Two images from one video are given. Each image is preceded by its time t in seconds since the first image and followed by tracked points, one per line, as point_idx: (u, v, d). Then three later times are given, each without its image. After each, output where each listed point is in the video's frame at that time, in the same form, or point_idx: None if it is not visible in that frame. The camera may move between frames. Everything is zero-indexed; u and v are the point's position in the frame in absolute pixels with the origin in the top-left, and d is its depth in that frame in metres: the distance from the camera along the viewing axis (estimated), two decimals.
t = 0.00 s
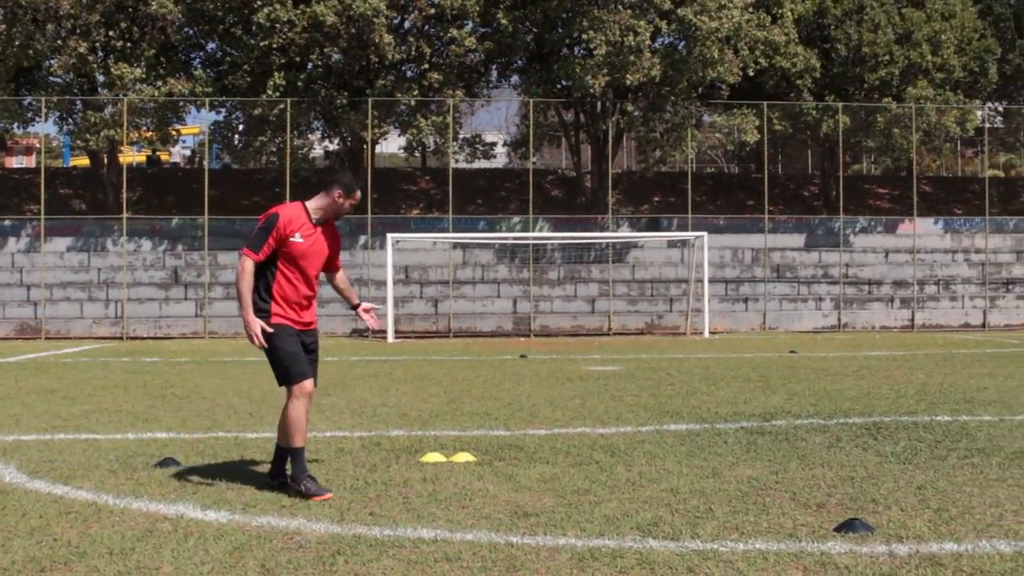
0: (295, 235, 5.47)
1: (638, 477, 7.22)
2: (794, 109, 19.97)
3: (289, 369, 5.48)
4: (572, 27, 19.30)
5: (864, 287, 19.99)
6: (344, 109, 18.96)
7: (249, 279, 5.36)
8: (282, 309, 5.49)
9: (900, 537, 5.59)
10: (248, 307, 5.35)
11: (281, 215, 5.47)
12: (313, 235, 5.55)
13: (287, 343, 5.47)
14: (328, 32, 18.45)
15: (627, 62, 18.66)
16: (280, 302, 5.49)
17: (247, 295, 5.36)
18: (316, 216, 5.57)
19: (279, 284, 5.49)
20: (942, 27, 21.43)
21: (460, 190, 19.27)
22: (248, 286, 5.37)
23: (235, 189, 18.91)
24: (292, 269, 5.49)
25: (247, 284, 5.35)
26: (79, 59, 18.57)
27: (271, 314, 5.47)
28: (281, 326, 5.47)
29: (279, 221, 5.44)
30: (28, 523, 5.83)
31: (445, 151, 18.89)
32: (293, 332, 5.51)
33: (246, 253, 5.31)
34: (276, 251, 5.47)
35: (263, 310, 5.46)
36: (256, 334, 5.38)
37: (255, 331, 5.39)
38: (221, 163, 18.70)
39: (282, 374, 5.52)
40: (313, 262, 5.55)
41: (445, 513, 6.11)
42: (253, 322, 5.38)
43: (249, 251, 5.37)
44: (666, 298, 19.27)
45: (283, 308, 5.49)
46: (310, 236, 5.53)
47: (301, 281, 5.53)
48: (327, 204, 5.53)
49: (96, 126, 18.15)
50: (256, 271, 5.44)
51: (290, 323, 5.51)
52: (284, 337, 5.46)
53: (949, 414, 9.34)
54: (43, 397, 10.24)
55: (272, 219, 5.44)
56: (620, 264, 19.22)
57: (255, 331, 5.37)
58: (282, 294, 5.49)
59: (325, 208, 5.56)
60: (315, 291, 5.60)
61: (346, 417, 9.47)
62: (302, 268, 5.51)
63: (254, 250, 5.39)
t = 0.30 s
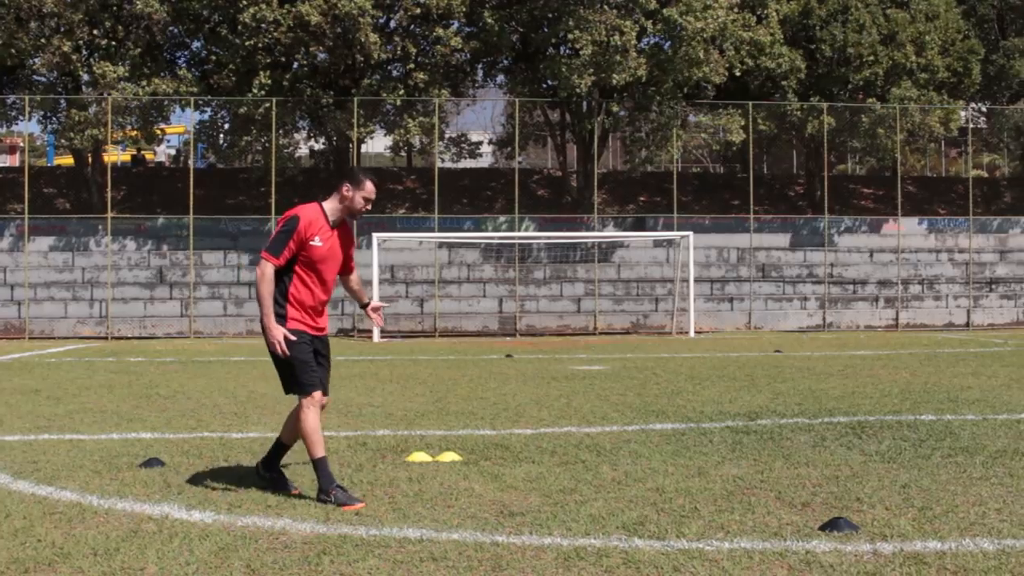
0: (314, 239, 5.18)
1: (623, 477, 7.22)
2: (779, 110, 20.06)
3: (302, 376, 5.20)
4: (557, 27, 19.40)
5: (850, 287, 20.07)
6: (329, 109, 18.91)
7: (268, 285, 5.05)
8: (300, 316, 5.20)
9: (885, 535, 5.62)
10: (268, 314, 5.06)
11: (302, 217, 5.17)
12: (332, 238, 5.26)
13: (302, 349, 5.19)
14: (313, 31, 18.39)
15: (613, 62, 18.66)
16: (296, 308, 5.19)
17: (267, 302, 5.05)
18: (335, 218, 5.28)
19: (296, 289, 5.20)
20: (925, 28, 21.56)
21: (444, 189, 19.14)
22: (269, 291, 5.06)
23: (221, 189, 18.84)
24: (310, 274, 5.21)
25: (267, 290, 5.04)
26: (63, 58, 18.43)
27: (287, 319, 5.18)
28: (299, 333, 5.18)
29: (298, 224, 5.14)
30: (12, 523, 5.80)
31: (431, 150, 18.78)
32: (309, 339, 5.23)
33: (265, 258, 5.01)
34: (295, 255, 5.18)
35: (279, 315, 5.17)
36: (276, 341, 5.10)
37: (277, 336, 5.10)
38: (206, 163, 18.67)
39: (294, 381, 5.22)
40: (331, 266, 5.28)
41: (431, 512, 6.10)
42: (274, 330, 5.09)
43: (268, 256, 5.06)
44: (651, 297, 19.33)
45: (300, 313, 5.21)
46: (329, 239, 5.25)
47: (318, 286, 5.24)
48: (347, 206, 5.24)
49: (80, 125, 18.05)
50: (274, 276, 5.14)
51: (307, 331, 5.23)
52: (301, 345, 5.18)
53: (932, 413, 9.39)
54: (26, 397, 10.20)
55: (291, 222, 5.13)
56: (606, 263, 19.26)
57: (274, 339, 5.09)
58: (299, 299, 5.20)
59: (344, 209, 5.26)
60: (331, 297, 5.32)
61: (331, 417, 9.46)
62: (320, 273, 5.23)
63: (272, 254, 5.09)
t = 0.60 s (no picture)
0: (323, 235, 5.26)
1: (609, 476, 7.22)
2: (764, 110, 20.13)
3: (308, 377, 5.28)
4: (544, 28, 19.23)
5: (835, 286, 20.32)
6: (316, 108, 18.84)
7: (286, 284, 5.12)
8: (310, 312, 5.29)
9: (870, 534, 5.64)
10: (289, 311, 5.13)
11: (309, 213, 5.25)
12: (339, 234, 5.35)
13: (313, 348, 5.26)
14: (300, 31, 18.31)
15: (599, 61, 18.72)
16: (308, 305, 5.30)
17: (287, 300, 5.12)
18: (341, 213, 5.35)
19: (306, 286, 5.29)
20: (910, 29, 21.62)
21: (431, 190, 19.13)
22: (287, 289, 5.13)
23: (206, 188, 18.76)
24: (321, 270, 5.30)
25: (285, 288, 5.11)
26: (48, 57, 18.39)
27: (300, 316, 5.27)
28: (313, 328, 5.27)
29: (306, 221, 5.22)
30: None
31: (417, 151, 18.86)
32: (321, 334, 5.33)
33: (279, 256, 5.08)
34: (305, 252, 5.26)
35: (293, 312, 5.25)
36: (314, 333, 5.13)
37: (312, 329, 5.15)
38: (192, 163, 18.67)
39: (297, 382, 5.32)
40: (340, 260, 5.37)
41: (417, 512, 6.09)
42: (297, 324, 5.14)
43: (280, 255, 5.13)
44: (637, 297, 19.45)
45: (312, 310, 5.32)
46: (336, 234, 5.34)
47: (328, 281, 5.34)
48: (350, 200, 5.31)
49: (65, 124, 18.03)
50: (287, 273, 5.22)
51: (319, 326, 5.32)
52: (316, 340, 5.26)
53: (918, 412, 9.42)
54: (9, 398, 10.15)
55: (299, 219, 5.21)
56: (592, 263, 19.28)
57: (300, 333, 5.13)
58: (310, 296, 5.30)
59: (348, 203, 5.32)
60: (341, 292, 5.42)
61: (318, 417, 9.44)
62: (330, 267, 5.32)
63: (285, 252, 5.16)
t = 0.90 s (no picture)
0: (328, 227, 5.08)
1: (596, 476, 7.23)
2: (751, 110, 20.18)
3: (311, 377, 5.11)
4: (531, 28, 19.15)
5: (822, 286, 20.42)
6: (302, 108, 18.79)
7: (291, 278, 4.96)
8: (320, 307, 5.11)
9: (856, 533, 5.65)
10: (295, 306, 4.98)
11: (312, 206, 5.08)
12: (347, 226, 5.17)
13: (318, 347, 5.08)
14: (286, 30, 18.24)
15: (587, 61, 18.72)
16: (317, 300, 5.12)
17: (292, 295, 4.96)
18: (347, 205, 5.17)
19: (315, 280, 5.11)
20: (896, 29, 21.69)
21: (418, 188, 19.09)
22: (292, 284, 4.97)
23: (192, 188, 18.69)
24: (329, 264, 5.12)
25: (291, 283, 4.96)
26: (32, 56, 18.39)
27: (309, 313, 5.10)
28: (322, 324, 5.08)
29: (310, 214, 5.06)
30: None
31: (404, 151, 18.85)
32: (333, 331, 5.14)
33: (285, 250, 4.93)
34: (312, 245, 5.09)
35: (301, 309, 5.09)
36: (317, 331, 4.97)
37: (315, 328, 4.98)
38: (179, 162, 18.64)
39: (299, 383, 5.15)
40: (349, 253, 5.18)
41: (403, 511, 6.09)
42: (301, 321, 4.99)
43: (285, 249, 4.98)
44: (625, 296, 19.50)
45: (322, 306, 5.13)
46: (343, 226, 5.14)
47: (339, 275, 5.15)
48: (354, 190, 5.11)
49: (50, 123, 17.92)
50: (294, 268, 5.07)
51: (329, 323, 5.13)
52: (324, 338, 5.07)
53: (904, 411, 9.45)
54: None
55: (302, 212, 5.05)
56: (579, 263, 19.31)
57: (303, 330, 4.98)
58: (319, 291, 5.12)
59: (352, 193, 5.13)
60: (353, 287, 5.22)
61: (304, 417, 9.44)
62: (338, 261, 5.14)
63: (291, 246, 5.00)
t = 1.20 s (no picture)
0: (341, 224, 5.00)
1: (586, 475, 7.24)
2: (740, 110, 20.20)
3: (339, 377, 4.98)
4: (521, 27, 19.29)
5: (811, 285, 20.48)
6: (292, 108, 18.79)
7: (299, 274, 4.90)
8: (338, 306, 5.02)
9: (845, 532, 5.67)
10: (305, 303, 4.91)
11: (326, 203, 5.01)
12: (363, 224, 5.07)
13: (335, 346, 4.97)
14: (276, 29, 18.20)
15: (577, 60, 18.70)
16: (334, 298, 5.02)
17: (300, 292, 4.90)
18: (363, 202, 5.07)
19: (332, 278, 5.03)
20: (885, 29, 21.75)
21: (408, 188, 19.05)
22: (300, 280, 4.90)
23: (181, 187, 18.64)
24: (344, 261, 5.03)
25: (299, 280, 4.90)
26: (20, 55, 18.25)
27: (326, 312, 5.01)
28: (338, 323, 4.99)
29: (323, 210, 4.99)
30: None
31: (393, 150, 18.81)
32: (351, 330, 5.03)
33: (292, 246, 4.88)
34: (326, 242, 5.02)
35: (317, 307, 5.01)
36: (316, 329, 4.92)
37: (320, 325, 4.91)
38: (168, 162, 18.54)
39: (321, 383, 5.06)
40: (366, 251, 5.07)
41: (393, 511, 6.08)
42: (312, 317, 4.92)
43: (295, 245, 4.93)
44: (615, 296, 19.53)
45: (340, 305, 5.03)
46: (359, 223, 5.05)
47: (356, 273, 5.05)
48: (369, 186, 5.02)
49: (38, 122, 17.86)
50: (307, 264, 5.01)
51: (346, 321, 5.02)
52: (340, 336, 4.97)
53: (893, 411, 9.48)
54: None
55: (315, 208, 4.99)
56: (569, 262, 19.36)
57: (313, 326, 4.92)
58: (337, 289, 5.02)
59: (367, 190, 5.03)
60: (374, 285, 5.10)
61: (294, 416, 9.43)
62: (354, 258, 5.04)
63: (302, 242, 4.95)
